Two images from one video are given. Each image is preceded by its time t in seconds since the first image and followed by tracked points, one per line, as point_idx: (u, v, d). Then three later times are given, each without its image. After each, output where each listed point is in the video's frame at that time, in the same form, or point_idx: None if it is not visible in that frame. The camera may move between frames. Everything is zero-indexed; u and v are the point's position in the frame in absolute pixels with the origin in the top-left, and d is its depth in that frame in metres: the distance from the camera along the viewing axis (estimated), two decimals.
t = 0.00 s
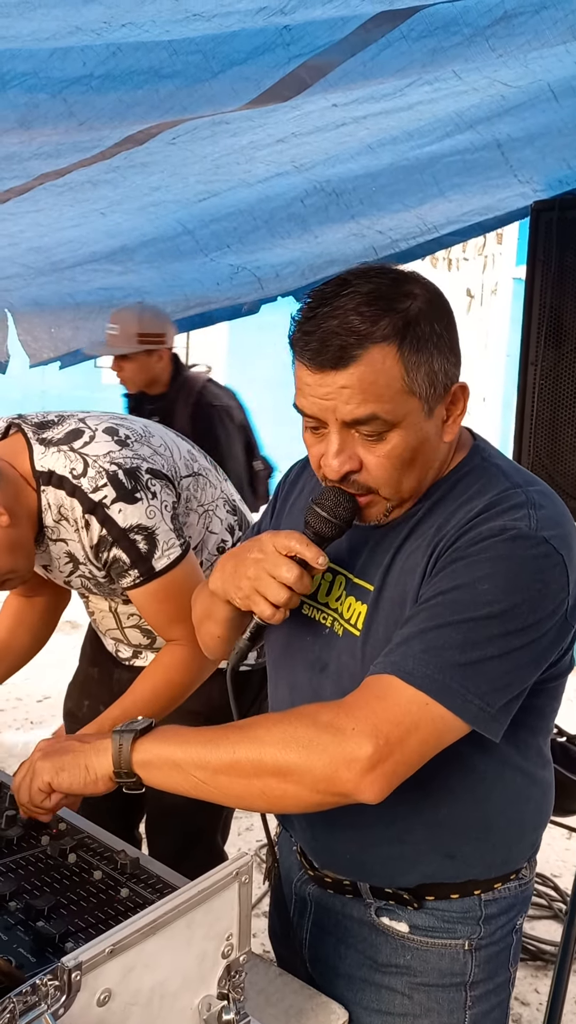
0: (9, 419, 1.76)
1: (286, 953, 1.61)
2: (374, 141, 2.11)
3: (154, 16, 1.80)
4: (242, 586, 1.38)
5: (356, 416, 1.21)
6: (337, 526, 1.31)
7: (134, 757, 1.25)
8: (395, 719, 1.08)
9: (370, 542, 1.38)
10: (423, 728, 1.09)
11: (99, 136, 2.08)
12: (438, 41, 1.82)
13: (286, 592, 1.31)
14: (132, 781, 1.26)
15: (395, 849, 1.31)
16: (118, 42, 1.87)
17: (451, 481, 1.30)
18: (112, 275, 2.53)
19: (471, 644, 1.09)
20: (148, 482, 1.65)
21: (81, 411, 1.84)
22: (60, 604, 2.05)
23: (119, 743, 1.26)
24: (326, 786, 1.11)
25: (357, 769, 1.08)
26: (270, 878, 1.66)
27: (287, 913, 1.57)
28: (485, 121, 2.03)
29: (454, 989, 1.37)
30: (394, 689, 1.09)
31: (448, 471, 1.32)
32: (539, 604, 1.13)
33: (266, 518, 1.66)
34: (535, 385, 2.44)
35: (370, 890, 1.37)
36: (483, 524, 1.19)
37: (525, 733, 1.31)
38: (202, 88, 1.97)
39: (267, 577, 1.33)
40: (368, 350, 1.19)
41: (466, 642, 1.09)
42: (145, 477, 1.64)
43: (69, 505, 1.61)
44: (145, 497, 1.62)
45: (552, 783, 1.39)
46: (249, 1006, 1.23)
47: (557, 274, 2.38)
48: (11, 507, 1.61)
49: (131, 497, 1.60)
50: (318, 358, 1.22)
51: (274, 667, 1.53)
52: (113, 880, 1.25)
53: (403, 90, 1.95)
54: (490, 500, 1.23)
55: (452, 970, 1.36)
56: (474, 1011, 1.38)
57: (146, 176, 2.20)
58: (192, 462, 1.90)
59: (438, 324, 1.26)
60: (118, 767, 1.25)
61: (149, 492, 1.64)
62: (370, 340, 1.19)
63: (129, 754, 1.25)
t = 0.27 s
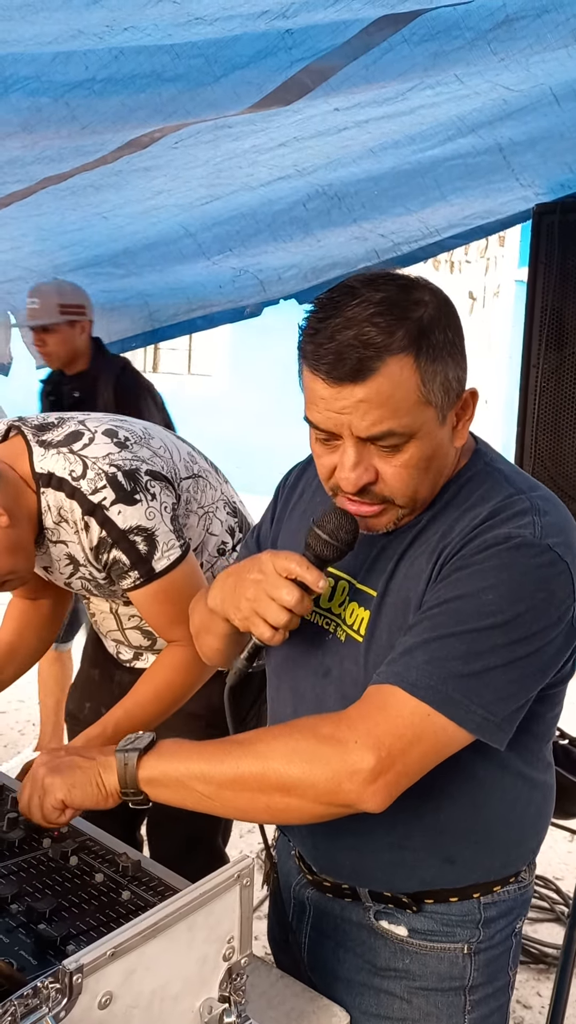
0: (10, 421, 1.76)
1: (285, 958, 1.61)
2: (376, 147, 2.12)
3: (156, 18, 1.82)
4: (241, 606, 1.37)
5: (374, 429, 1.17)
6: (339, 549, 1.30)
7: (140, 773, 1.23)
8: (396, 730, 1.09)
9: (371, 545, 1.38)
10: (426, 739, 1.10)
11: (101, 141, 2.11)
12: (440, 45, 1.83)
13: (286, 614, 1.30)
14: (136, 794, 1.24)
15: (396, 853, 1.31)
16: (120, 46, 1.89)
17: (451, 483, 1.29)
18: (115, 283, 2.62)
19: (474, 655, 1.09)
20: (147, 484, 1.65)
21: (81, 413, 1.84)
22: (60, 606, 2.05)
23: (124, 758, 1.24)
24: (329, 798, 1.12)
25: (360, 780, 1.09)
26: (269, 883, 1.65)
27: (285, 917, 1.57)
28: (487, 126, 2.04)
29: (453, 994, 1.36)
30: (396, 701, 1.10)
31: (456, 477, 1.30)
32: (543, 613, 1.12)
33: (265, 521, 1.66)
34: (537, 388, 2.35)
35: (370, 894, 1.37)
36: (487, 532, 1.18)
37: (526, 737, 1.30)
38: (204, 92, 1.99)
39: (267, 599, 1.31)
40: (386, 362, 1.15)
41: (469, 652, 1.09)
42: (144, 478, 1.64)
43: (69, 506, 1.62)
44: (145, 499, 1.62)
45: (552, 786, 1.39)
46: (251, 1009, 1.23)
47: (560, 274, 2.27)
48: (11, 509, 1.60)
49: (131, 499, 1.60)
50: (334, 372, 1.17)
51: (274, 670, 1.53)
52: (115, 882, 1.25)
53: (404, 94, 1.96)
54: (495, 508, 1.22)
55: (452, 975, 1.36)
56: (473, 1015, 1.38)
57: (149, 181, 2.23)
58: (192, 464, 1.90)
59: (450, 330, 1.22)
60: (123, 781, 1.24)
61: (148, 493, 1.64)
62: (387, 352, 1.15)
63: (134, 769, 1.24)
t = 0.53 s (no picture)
0: (11, 422, 1.77)
1: (285, 960, 1.61)
2: (378, 149, 2.13)
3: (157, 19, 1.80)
4: (249, 627, 1.35)
5: (395, 438, 1.16)
6: (349, 572, 1.29)
7: (145, 783, 1.23)
8: (399, 746, 1.09)
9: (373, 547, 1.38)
10: (431, 754, 1.10)
11: (103, 143, 2.16)
12: (441, 46, 1.82)
13: (295, 636, 1.28)
14: (141, 801, 1.25)
15: (399, 859, 1.31)
16: (122, 48, 1.89)
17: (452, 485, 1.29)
18: (119, 285, 2.74)
19: (480, 670, 1.09)
20: (148, 485, 1.64)
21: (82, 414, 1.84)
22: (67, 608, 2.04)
23: (129, 767, 1.23)
24: (334, 811, 1.13)
25: (364, 795, 1.09)
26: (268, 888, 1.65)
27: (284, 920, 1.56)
28: (488, 129, 2.03)
29: (455, 996, 1.36)
30: (400, 716, 1.10)
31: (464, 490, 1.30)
32: (550, 627, 1.12)
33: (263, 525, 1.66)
34: (538, 390, 2.34)
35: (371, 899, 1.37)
36: (495, 545, 1.17)
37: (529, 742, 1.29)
38: (205, 93, 2.00)
39: (276, 621, 1.29)
40: (410, 369, 1.14)
41: (475, 667, 1.09)
42: (144, 480, 1.64)
43: (69, 507, 1.61)
44: (145, 500, 1.62)
45: (553, 786, 1.39)
46: (252, 1011, 1.22)
47: (562, 281, 2.25)
48: (11, 508, 1.61)
49: (131, 500, 1.60)
50: (356, 376, 1.15)
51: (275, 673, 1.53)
52: (116, 885, 1.25)
53: (406, 96, 1.96)
54: (502, 518, 1.21)
55: (453, 977, 1.36)
56: (474, 1018, 1.38)
57: (150, 184, 2.29)
58: (193, 465, 1.90)
59: (468, 338, 1.21)
60: (129, 790, 1.24)
61: (148, 495, 1.63)
62: (412, 358, 1.14)
63: (140, 778, 1.23)
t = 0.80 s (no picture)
0: (11, 421, 1.76)
1: (284, 962, 1.61)
2: (377, 155, 2.13)
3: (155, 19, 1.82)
4: (249, 629, 1.34)
5: (394, 436, 1.15)
6: (349, 573, 1.29)
7: (143, 778, 1.23)
8: (398, 745, 1.09)
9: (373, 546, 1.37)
10: (429, 753, 1.10)
11: (102, 144, 2.18)
12: (441, 45, 1.82)
13: (296, 638, 1.27)
14: (138, 797, 1.25)
15: (398, 861, 1.31)
16: (120, 48, 1.92)
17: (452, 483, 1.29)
18: (118, 289, 2.76)
19: (479, 669, 1.09)
20: (148, 484, 1.64)
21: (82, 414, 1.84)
22: (65, 609, 2.04)
23: (126, 763, 1.23)
24: (332, 810, 1.12)
25: (361, 795, 1.09)
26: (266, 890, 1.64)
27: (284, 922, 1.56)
28: (488, 134, 2.03)
29: (454, 998, 1.36)
30: (399, 715, 1.10)
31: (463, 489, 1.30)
32: (550, 628, 1.11)
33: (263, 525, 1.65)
34: (538, 391, 2.34)
35: (370, 900, 1.37)
36: (495, 545, 1.17)
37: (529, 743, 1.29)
38: (204, 92, 2.01)
39: (276, 624, 1.29)
40: (410, 366, 1.13)
41: (474, 667, 1.09)
42: (144, 479, 1.64)
43: (69, 507, 1.61)
44: (145, 499, 1.62)
45: (553, 787, 1.38)
46: (251, 1013, 1.22)
47: (562, 283, 2.24)
48: (10, 508, 1.60)
49: (131, 500, 1.60)
50: (355, 374, 1.15)
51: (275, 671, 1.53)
52: (114, 885, 1.25)
53: (405, 97, 1.96)
54: (502, 518, 1.21)
55: (453, 979, 1.36)
56: (474, 1019, 1.38)
57: (149, 187, 2.31)
58: (193, 465, 1.90)
59: (470, 337, 1.21)
60: (126, 785, 1.24)
61: (148, 494, 1.63)
62: (411, 355, 1.13)
63: (137, 774, 1.23)
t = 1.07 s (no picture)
0: (11, 420, 1.77)
1: (286, 962, 1.61)
2: (376, 158, 2.13)
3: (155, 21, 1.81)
4: (251, 615, 1.35)
5: (376, 435, 1.16)
6: (348, 551, 1.27)
7: (142, 766, 1.23)
8: (396, 735, 1.09)
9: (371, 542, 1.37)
10: (427, 742, 1.10)
11: (99, 144, 2.18)
12: (440, 45, 1.81)
13: (298, 620, 1.27)
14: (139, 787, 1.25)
15: (399, 856, 1.31)
16: (118, 48, 1.91)
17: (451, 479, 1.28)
18: (117, 292, 2.75)
19: (476, 657, 1.09)
20: (148, 483, 1.65)
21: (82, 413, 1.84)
22: (63, 608, 2.03)
23: (126, 750, 1.24)
24: (331, 800, 1.12)
25: (361, 784, 1.09)
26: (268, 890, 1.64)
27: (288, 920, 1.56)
28: (487, 137, 2.03)
29: (456, 998, 1.36)
30: (397, 703, 1.10)
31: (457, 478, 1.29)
32: (547, 616, 1.11)
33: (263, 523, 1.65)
34: (537, 390, 2.34)
35: (373, 898, 1.37)
36: (491, 535, 1.17)
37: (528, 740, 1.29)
38: (203, 91, 2.01)
39: (278, 606, 1.29)
40: (387, 366, 1.14)
41: (471, 655, 1.09)
42: (145, 478, 1.64)
43: (70, 505, 1.61)
44: (146, 498, 1.62)
45: (555, 784, 1.38)
46: (249, 1011, 1.22)
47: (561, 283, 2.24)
48: (11, 508, 1.60)
49: (132, 498, 1.60)
50: (334, 378, 1.16)
51: (275, 665, 1.53)
52: (112, 883, 1.25)
53: (404, 98, 1.95)
54: (498, 508, 1.21)
55: (455, 979, 1.36)
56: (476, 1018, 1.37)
57: (148, 189, 2.31)
58: (194, 464, 1.90)
59: (450, 331, 1.21)
60: (126, 774, 1.24)
61: (149, 492, 1.63)
62: (387, 356, 1.14)
63: (137, 762, 1.23)
